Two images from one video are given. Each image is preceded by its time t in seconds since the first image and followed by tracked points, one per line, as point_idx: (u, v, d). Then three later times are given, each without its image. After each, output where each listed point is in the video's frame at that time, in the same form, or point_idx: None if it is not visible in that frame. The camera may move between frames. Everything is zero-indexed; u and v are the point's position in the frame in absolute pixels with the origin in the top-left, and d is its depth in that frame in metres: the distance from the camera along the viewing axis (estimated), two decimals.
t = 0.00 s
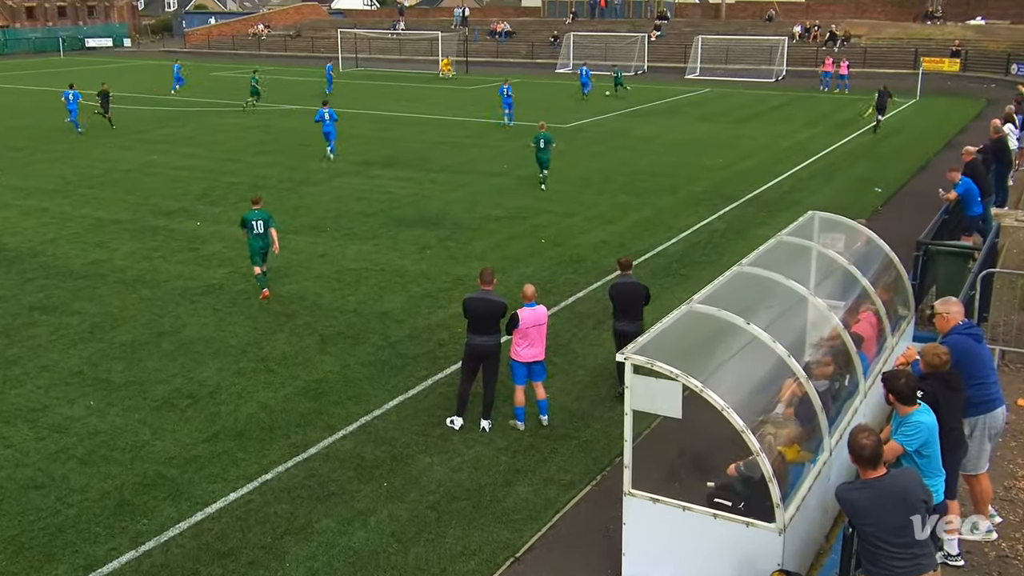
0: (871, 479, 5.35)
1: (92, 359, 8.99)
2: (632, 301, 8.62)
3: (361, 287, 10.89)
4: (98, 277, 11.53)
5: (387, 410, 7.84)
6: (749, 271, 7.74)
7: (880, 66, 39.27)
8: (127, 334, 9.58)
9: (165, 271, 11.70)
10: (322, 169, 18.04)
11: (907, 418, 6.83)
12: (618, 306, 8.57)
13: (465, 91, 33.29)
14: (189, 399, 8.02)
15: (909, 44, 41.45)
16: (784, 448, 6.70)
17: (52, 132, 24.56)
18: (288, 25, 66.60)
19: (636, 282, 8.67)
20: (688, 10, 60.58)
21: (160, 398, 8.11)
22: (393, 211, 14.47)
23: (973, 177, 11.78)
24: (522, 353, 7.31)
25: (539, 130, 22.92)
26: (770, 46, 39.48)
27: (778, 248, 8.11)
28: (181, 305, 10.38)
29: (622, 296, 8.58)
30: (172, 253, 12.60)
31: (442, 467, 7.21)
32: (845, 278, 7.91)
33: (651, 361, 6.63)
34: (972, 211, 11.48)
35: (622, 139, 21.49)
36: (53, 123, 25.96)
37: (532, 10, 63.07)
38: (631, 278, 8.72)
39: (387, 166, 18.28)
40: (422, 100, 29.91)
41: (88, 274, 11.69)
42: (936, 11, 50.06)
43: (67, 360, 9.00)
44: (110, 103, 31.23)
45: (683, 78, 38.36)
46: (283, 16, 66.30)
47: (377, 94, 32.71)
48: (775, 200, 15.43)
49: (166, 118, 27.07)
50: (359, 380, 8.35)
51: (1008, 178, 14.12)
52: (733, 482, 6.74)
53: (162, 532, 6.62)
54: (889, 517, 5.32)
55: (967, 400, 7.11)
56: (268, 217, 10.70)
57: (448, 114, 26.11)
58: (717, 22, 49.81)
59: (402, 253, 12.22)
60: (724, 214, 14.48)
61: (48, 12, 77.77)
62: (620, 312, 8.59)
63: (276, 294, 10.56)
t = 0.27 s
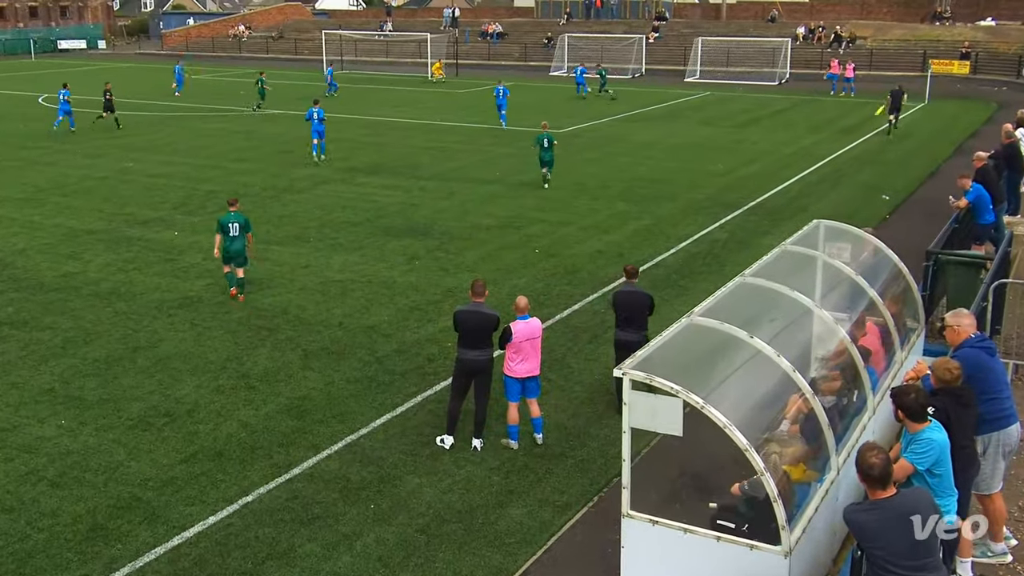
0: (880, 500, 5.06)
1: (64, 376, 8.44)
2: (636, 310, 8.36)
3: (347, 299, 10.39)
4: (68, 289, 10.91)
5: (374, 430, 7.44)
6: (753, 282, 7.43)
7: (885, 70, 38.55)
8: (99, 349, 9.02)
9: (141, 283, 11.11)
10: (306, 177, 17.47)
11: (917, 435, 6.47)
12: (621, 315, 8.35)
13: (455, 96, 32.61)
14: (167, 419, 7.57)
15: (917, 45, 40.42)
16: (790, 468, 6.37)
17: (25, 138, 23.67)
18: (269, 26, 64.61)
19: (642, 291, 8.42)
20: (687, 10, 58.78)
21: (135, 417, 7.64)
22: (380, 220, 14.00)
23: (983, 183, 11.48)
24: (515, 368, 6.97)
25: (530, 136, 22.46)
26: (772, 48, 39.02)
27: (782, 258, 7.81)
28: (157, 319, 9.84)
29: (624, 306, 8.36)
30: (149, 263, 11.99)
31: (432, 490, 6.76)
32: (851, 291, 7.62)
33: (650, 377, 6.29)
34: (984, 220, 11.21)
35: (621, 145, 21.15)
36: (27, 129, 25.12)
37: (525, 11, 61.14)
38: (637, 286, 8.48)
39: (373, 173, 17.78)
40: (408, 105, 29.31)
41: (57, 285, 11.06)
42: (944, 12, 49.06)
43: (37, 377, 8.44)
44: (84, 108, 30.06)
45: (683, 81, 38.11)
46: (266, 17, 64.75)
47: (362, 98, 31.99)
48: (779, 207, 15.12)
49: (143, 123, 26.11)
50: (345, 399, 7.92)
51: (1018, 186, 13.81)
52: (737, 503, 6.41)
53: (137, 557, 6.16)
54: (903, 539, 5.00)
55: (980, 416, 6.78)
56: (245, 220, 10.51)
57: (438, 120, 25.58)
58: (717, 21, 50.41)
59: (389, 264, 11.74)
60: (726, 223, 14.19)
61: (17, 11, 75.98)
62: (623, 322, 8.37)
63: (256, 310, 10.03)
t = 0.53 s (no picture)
0: (888, 517, 4.84)
1: (34, 391, 8.12)
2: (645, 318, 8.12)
3: (330, 310, 10.12)
4: (38, 302, 10.51)
5: (360, 447, 7.16)
6: (754, 291, 7.18)
7: (891, 74, 37.95)
8: (71, 364, 8.70)
9: (115, 294, 10.74)
10: (288, 184, 17.07)
11: (922, 450, 6.09)
12: (630, 325, 8.13)
13: (444, 100, 32.09)
14: (143, 437, 7.28)
15: (922, 46, 40.13)
16: (792, 484, 6.09)
17: None
18: (250, 27, 62.20)
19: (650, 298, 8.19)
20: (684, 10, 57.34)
21: (109, 434, 7.34)
22: (364, 229, 13.66)
23: (991, 190, 11.22)
24: (507, 383, 6.70)
25: (521, 141, 22.12)
26: (771, 50, 38.58)
27: (782, 267, 7.56)
28: (132, 333, 9.50)
29: (633, 313, 8.09)
30: (124, 274, 11.60)
31: (421, 509, 6.45)
32: (854, 300, 7.38)
33: (646, 391, 6.01)
34: (991, 227, 10.94)
35: (616, 150, 20.89)
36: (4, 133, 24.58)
37: (515, 11, 59.69)
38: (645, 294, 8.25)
39: (357, 180, 17.44)
40: (394, 109, 28.84)
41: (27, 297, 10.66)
42: (948, 13, 46.61)
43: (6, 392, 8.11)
44: (61, 113, 29.27)
45: (680, 85, 37.80)
46: (246, 18, 62.25)
47: (349, 102, 31.47)
48: (780, 215, 14.86)
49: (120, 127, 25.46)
50: (328, 415, 7.64)
51: None
52: (737, 522, 6.16)
53: None
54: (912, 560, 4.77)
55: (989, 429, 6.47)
56: (217, 225, 10.33)
57: (427, 124, 25.18)
58: (716, 24, 49.56)
59: (375, 274, 11.40)
60: (724, 231, 13.94)
61: None
62: (632, 331, 8.14)
63: (235, 321, 9.78)
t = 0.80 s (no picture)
0: (891, 535, 4.66)
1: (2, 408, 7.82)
2: (652, 328, 8.01)
3: (312, 322, 9.84)
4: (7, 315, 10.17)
5: (343, 464, 6.90)
6: (752, 302, 6.95)
7: (893, 76, 37.73)
8: (41, 379, 8.40)
9: (87, 306, 10.42)
10: (269, 191, 16.75)
11: (928, 466, 5.68)
12: (636, 334, 8.03)
13: (433, 103, 31.72)
14: (117, 455, 7.00)
15: (924, 48, 40.11)
16: (792, 502, 5.84)
17: None
18: (228, 28, 61.21)
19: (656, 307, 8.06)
20: (678, 10, 56.69)
21: (82, 452, 7.05)
22: (346, 238, 13.39)
23: (997, 196, 11.02)
24: (496, 398, 6.46)
25: (511, 147, 21.89)
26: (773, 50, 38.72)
27: (781, 277, 7.33)
28: (104, 346, 9.19)
29: (639, 322, 7.97)
30: (97, 285, 11.28)
31: (407, 529, 6.18)
32: (855, 311, 7.16)
33: (641, 405, 5.74)
34: (997, 234, 10.82)
35: (608, 156, 20.67)
36: None
37: (504, 11, 58.96)
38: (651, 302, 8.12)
39: (340, 187, 17.15)
40: (378, 114, 28.52)
41: None
42: (951, 13, 46.57)
43: None
44: (37, 117, 28.71)
45: (675, 87, 37.59)
46: (224, 19, 61.09)
47: (333, 106, 31.12)
48: (778, 223, 14.65)
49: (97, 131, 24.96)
50: (310, 431, 7.37)
51: None
52: (736, 542, 5.91)
53: None
54: None
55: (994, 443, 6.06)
56: (188, 228, 10.16)
57: (415, 129, 24.87)
58: (710, 25, 49.28)
59: (358, 284, 11.13)
60: (721, 238, 13.71)
61: None
62: (639, 340, 8.06)
63: (213, 334, 9.50)
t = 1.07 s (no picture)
0: (894, 550, 4.50)
1: None
2: (653, 335, 7.83)
3: (295, 331, 9.65)
4: None
5: (329, 479, 6.71)
6: (749, 309, 6.77)
7: (893, 78, 37.54)
8: (17, 392, 8.17)
9: (63, 316, 10.19)
10: (251, 197, 16.52)
11: (930, 478, 5.39)
12: (637, 341, 7.85)
13: (422, 106, 31.45)
14: (95, 469, 6.80)
15: (925, 49, 40.01)
16: (792, 516, 5.64)
17: None
18: (210, 28, 60.15)
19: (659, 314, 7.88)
20: (673, 11, 56.27)
21: (57, 467, 6.84)
22: (331, 245, 13.19)
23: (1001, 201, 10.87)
24: (486, 410, 6.27)
25: (501, 151, 21.71)
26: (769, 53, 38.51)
27: (779, 284, 7.15)
28: (82, 358, 8.97)
29: (640, 329, 7.79)
30: (75, 294, 11.05)
31: (394, 544, 5.98)
32: (855, 319, 7.00)
33: (636, 416, 5.52)
34: (1000, 240, 10.63)
35: (602, 160, 20.49)
36: None
37: (494, 11, 58.62)
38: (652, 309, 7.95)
39: (325, 192, 16.94)
40: (365, 117, 28.28)
41: None
42: (952, 13, 46.69)
43: None
44: (16, 120, 28.31)
45: (669, 90, 37.39)
46: (205, 19, 60.21)
47: (318, 109, 30.86)
48: (776, 229, 14.47)
49: (76, 135, 24.60)
50: (294, 444, 7.18)
51: None
52: (733, 557, 5.75)
53: None
54: None
55: (1000, 455, 5.78)
56: (164, 232, 10.21)
57: (404, 133, 24.64)
58: (704, 26, 49.05)
59: (343, 293, 10.94)
60: (718, 245, 13.53)
61: None
62: (639, 347, 7.89)
63: (195, 345, 9.30)
